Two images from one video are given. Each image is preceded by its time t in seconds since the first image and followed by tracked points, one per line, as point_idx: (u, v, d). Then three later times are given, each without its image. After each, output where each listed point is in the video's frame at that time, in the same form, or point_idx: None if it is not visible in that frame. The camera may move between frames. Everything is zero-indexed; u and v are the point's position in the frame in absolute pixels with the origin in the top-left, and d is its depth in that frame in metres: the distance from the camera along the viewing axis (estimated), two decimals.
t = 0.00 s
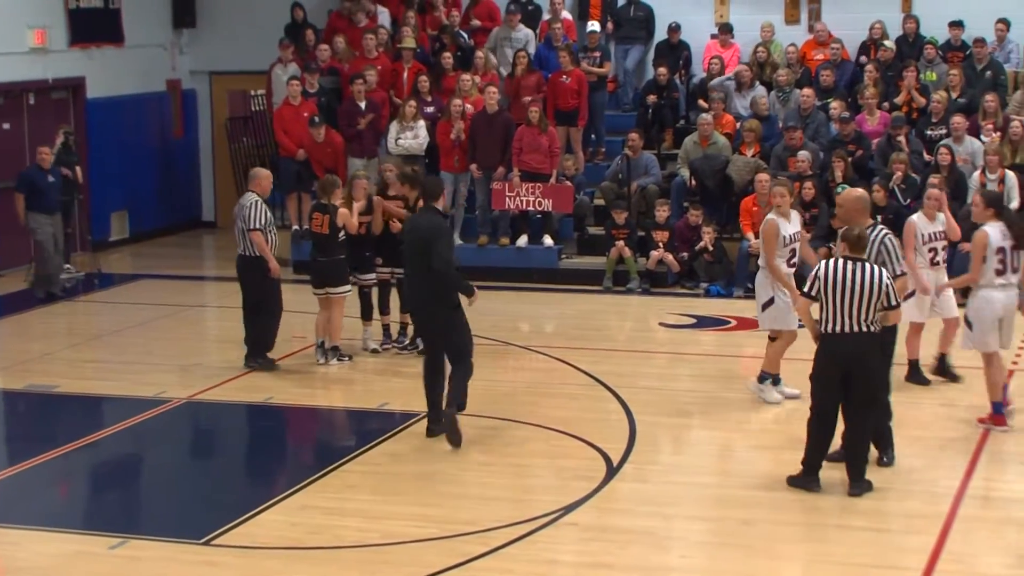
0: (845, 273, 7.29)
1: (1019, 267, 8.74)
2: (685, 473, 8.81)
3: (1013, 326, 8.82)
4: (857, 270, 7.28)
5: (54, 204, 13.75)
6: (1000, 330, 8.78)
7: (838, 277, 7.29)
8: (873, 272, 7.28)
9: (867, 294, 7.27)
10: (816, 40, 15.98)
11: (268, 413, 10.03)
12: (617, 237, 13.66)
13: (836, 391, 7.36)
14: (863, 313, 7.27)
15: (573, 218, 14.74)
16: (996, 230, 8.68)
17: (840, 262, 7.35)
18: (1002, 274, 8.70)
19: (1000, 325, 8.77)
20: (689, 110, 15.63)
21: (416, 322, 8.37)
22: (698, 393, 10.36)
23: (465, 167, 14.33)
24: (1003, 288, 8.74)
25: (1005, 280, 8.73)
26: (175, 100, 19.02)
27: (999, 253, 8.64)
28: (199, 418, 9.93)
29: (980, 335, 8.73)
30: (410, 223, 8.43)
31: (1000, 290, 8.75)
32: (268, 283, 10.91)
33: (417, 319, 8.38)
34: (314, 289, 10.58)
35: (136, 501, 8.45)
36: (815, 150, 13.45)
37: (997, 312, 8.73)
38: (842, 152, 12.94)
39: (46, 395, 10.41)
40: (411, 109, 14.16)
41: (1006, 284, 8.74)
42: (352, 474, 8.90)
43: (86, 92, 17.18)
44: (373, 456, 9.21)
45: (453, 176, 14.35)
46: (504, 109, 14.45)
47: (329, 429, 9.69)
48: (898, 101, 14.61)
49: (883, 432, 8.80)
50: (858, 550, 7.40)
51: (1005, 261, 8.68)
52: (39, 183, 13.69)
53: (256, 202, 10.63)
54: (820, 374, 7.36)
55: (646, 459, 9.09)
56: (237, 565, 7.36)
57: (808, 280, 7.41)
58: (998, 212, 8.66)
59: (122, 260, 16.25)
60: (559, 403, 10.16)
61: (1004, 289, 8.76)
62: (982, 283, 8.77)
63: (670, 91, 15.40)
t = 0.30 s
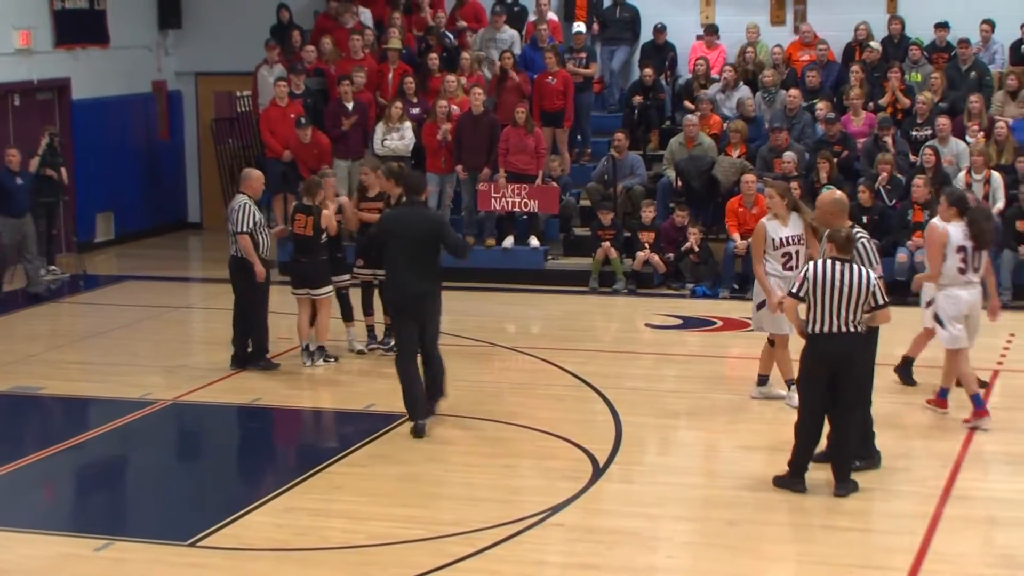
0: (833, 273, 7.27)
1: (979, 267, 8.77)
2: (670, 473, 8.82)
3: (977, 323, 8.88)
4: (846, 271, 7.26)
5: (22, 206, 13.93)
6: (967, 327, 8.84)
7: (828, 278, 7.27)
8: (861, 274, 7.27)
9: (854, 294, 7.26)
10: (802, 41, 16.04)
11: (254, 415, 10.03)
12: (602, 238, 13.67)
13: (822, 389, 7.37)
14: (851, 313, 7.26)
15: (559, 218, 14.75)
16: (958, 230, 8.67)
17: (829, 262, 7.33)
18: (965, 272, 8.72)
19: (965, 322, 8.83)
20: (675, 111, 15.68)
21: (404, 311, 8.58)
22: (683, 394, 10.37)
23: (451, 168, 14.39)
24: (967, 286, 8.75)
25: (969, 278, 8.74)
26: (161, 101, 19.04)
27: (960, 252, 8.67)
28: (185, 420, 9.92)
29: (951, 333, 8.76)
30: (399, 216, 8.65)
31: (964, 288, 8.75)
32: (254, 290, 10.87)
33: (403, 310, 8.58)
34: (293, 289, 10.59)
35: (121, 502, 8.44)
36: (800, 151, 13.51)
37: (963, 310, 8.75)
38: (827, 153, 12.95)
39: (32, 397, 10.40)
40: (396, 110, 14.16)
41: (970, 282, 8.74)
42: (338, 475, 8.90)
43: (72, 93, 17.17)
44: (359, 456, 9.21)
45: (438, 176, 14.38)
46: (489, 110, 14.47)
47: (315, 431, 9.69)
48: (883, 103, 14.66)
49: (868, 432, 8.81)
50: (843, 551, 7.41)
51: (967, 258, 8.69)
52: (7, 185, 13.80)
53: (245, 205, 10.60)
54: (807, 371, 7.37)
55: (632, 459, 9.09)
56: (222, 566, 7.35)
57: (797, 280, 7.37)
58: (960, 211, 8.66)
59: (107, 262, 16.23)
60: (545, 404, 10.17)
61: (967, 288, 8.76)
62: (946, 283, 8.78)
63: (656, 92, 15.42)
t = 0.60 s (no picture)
0: (820, 274, 7.27)
1: (950, 257, 9.24)
2: (662, 473, 8.82)
3: (949, 312, 9.37)
4: (832, 271, 7.26)
5: None
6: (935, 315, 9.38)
7: (814, 280, 7.28)
8: (847, 275, 7.25)
9: (841, 295, 7.27)
10: (792, 41, 16.06)
11: (245, 415, 10.02)
12: (593, 238, 13.67)
13: (812, 389, 7.37)
14: (838, 315, 7.27)
15: (549, 218, 14.75)
16: (930, 220, 9.18)
17: (815, 263, 7.33)
18: (934, 261, 9.23)
19: (933, 311, 9.37)
20: (665, 111, 15.69)
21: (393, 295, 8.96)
22: (674, 394, 10.37)
23: (441, 168, 14.35)
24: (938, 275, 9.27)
25: (940, 268, 9.25)
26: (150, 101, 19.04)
27: (931, 242, 9.17)
28: (176, 420, 9.91)
29: (914, 319, 9.39)
30: (386, 204, 9.00)
31: (934, 278, 9.28)
32: (245, 294, 10.87)
33: (392, 293, 8.97)
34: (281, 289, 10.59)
35: (112, 503, 8.42)
36: (790, 151, 13.54)
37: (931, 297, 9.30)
38: (817, 153, 12.94)
39: (22, 397, 10.38)
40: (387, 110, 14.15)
41: (939, 270, 9.25)
42: (329, 475, 8.89)
43: (61, 93, 17.14)
44: (349, 457, 9.20)
45: (429, 177, 14.36)
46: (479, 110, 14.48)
47: (305, 431, 9.68)
48: (872, 103, 14.69)
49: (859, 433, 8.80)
50: (835, 550, 7.41)
51: (937, 246, 9.18)
52: None
53: (241, 207, 10.58)
54: (796, 372, 7.37)
55: (624, 460, 9.08)
56: (213, 567, 7.34)
57: (784, 283, 7.38)
58: (933, 203, 9.18)
59: (96, 262, 16.20)
60: (536, 404, 10.17)
61: (939, 277, 9.29)
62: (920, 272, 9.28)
63: (646, 91, 15.44)
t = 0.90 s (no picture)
0: (804, 274, 7.27)
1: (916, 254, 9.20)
2: (649, 473, 8.80)
3: (915, 307, 9.33)
4: (817, 271, 7.26)
5: None
6: (902, 312, 9.32)
7: (796, 279, 7.28)
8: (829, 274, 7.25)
9: (827, 295, 7.27)
10: (779, 40, 16.08)
11: (231, 415, 9.99)
12: (581, 238, 13.66)
13: (800, 389, 7.34)
14: (823, 314, 7.27)
15: (536, 218, 14.74)
16: (896, 220, 9.06)
17: (800, 263, 7.32)
18: (901, 261, 9.19)
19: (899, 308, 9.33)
20: (653, 110, 15.70)
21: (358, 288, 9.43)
22: (660, 393, 10.36)
23: (427, 167, 14.33)
24: (903, 273, 9.23)
25: (905, 267, 9.22)
26: (136, 100, 19.02)
27: (898, 242, 9.09)
28: (162, 420, 9.87)
29: (881, 317, 9.34)
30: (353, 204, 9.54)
31: (900, 276, 9.24)
32: (233, 294, 10.83)
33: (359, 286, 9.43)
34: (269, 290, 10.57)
35: (98, 504, 8.38)
36: (777, 150, 13.56)
37: (899, 294, 9.27)
38: (804, 152, 12.93)
39: (7, 398, 10.33)
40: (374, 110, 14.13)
41: (904, 269, 9.22)
42: (315, 475, 8.86)
43: (47, 92, 17.10)
44: (336, 457, 9.17)
45: (415, 176, 14.33)
46: (465, 109, 14.48)
47: (291, 431, 9.65)
48: (859, 101, 14.71)
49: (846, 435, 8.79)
50: (822, 550, 7.39)
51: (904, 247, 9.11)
52: None
53: (229, 207, 10.52)
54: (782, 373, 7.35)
55: (611, 459, 9.06)
56: (198, 568, 7.30)
57: (768, 284, 7.37)
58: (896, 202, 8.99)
59: (82, 262, 16.15)
60: (523, 403, 10.15)
61: (903, 276, 9.25)
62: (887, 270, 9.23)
63: (633, 90, 15.45)
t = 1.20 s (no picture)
0: (792, 273, 7.25)
1: (882, 247, 9.44)
2: (637, 474, 8.79)
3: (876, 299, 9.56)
4: (805, 270, 7.25)
5: None
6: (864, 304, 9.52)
7: (785, 277, 7.25)
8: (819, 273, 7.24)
9: (814, 294, 7.26)
10: (766, 40, 16.10)
11: (219, 417, 9.96)
12: (569, 238, 13.64)
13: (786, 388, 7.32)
14: (811, 313, 7.26)
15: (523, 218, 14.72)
16: (860, 212, 9.35)
17: (788, 263, 7.31)
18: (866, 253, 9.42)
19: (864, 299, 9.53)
20: (641, 110, 15.71)
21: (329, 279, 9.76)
22: (648, 394, 10.35)
23: (415, 168, 14.32)
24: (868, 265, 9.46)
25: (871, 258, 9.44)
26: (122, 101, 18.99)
27: (863, 233, 9.36)
28: (149, 422, 9.84)
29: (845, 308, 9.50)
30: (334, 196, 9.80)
31: (865, 267, 9.45)
32: (222, 295, 10.80)
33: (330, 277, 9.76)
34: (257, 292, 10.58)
35: (84, 506, 8.34)
36: (765, 151, 13.57)
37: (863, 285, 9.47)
38: (791, 152, 12.93)
39: None
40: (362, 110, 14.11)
41: (870, 261, 9.45)
42: (303, 476, 8.83)
43: (33, 92, 17.06)
44: (323, 458, 9.14)
45: (402, 177, 14.31)
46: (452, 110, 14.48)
47: (279, 432, 9.63)
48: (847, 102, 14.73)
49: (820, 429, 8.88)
50: (810, 551, 7.38)
51: (868, 238, 9.38)
52: None
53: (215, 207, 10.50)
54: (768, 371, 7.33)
55: (599, 460, 9.05)
56: (184, 569, 7.26)
57: (757, 283, 7.33)
58: (861, 194, 9.30)
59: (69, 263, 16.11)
60: (511, 404, 10.14)
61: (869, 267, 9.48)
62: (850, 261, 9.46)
63: (620, 91, 15.46)
